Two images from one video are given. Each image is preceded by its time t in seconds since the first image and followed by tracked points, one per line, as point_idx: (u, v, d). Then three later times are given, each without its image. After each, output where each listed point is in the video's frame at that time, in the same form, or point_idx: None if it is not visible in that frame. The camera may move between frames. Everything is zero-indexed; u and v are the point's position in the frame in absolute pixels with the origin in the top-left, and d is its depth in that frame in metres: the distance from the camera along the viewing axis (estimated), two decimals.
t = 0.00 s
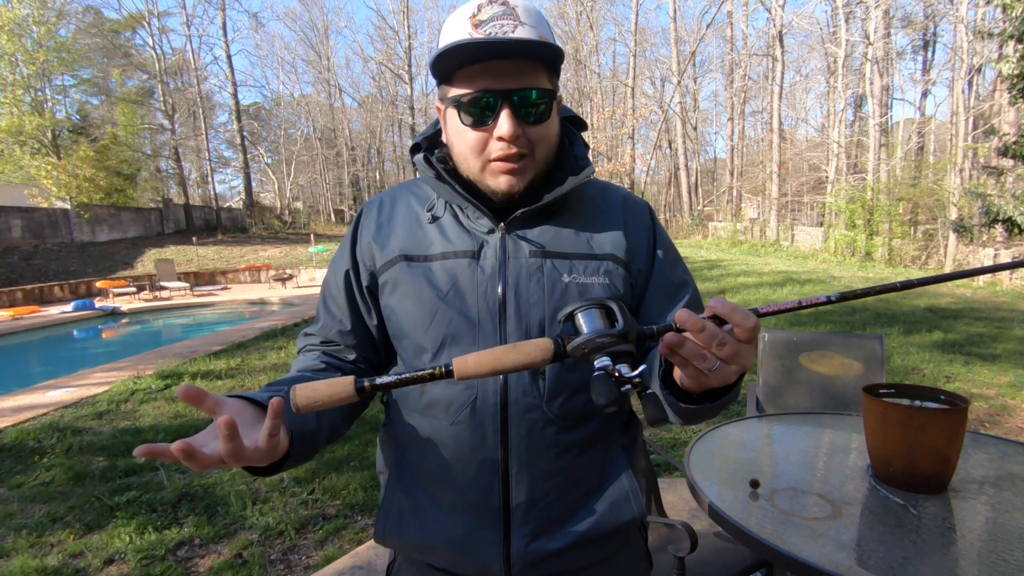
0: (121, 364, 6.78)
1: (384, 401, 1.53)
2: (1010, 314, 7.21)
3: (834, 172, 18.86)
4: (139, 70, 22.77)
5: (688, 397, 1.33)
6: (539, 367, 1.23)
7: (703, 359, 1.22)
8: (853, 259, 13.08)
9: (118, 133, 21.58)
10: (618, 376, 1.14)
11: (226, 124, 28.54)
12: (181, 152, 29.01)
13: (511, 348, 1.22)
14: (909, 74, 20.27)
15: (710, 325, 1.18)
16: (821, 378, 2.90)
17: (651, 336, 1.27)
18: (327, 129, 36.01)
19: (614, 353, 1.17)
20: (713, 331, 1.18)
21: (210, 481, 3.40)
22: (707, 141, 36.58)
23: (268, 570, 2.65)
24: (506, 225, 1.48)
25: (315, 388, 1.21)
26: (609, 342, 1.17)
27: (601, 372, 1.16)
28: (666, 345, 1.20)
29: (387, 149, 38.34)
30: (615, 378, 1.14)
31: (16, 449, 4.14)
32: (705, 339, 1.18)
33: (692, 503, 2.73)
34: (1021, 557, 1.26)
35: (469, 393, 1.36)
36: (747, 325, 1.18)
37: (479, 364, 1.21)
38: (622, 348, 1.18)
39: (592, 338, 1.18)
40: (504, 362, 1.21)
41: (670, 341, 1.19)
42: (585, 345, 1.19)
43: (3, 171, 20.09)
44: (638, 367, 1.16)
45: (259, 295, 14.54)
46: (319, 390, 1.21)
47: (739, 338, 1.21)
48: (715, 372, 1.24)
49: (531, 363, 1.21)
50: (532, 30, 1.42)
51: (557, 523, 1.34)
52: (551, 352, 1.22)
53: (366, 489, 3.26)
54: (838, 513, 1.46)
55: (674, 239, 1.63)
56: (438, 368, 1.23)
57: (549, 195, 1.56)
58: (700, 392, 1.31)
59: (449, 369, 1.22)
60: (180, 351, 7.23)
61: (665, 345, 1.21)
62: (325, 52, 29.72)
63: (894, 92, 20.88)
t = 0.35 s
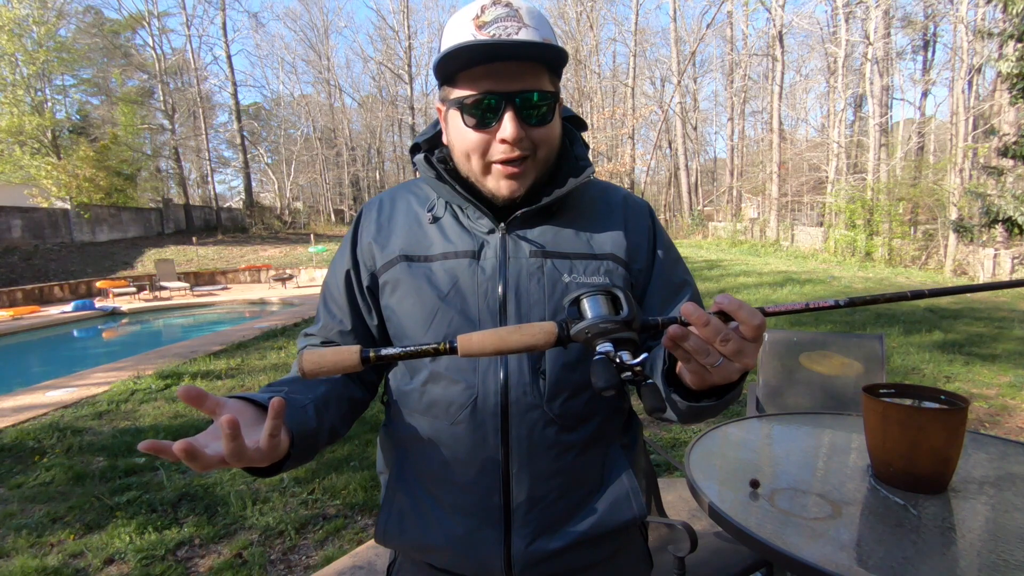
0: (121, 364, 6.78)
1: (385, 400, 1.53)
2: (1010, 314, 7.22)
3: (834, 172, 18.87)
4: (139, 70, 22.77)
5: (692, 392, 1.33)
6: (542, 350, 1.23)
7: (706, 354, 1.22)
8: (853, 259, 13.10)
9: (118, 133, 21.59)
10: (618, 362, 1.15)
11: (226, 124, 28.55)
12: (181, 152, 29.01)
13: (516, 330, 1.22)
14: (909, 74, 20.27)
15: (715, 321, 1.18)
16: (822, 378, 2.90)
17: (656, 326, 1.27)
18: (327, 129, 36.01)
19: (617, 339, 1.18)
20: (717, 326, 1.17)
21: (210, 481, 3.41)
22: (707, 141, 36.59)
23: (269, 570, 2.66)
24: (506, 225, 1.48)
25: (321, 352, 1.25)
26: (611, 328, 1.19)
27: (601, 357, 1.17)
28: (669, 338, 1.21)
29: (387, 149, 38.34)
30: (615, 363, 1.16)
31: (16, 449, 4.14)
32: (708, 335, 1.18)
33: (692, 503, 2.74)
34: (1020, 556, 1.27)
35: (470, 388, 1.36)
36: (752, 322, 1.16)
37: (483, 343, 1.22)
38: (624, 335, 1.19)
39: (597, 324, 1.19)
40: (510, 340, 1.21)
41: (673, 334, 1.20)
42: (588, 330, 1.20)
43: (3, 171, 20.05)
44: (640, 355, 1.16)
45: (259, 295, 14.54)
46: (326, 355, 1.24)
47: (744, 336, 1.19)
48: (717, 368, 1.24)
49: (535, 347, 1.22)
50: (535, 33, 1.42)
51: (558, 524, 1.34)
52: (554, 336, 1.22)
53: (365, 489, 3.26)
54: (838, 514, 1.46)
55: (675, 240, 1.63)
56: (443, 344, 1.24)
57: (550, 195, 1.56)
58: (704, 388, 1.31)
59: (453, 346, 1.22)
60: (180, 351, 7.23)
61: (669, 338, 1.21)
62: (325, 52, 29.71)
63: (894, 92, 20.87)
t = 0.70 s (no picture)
0: (121, 364, 6.78)
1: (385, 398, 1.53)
2: (1010, 314, 7.21)
3: (834, 172, 18.87)
4: (139, 70, 22.78)
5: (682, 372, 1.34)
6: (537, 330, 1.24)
7: (698, 336, 1.22)
8: (853, 259, 13.10)
9: (118, 133, 21.59)
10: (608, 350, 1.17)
11: (227, 124, 28.55)
12: (181, 152, 29.03)
13: (510, 312, 1.22)
14: (909, 74, 20.25)
15: (706, 305, 1.17)
16: (822, 378, 2.90)
17: (648, 307, 1.26)
18: (327, 129, 36.00)
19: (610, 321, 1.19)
20: (709, 309, 1.17)
21: (210, 481, 3.41)
22: (707, 141, 36.59)
23: (268, 569, 2.66)
24: (505, 225, 1.47)
25: (317, 331, 1.25)
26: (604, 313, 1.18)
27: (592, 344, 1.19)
28: (661, 322, 1.20)
29: (387, 149, 38.35)
30: (608, 348, 1.18)
31: (16, 449, 4.14)
32: (700, 320, 1.18)
33: (692, 503, 2.74)
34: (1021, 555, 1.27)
35: (469, 386, 1.36)
36: (745, 304, 1.16)
37: (477, 322, 1.22)
38: (618, 319, 1.20)
39: (591, 308, 1.18)
40: (502, 323, 1.22)
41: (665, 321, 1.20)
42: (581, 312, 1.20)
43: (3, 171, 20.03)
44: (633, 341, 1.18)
45: (260, 295, 14.55)
46: (323, 334, 1.23)
47: (736, 317, 1.20)
48: (708, 350, 1.24)
49: (530, 327, 1.22)
50: (519, 29, 1.41)
51: (557, 524, 1.33)
52: (549, 318, 1.23)
53: (366, 489, 3.26)
54: (838, 513, 1.46)
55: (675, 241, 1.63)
56: (439, 324, 1.23)
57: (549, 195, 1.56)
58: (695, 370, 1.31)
59: (448, 326, 1.22)
60: (180, 351, 7.23)
61: (660, 321, 1.21)
62: (325, 52, 29.72)
63: (894, 92, 20.87)
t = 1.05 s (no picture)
0: (121, 364, 6.77)
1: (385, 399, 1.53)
2: (1010, 314, 7.21)
3: (833, 172, 18.88)
4: (138, 70, 22.79)
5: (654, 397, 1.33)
6: (499, 373, 1.22)
7: (657, 350, 1.20)
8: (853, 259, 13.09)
9: (118, 133, 21.59)
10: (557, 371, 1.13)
11: (227, 124, 28.53)
12: (181, 152, 29.03)
13: (466, 359, 1.22)
14: (909, 74, 20.26)
15: (658, 313, 1.16)
16: (821, 378, 2.90)
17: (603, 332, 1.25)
18: (327, 129, 36.00)
19: (561, 347, 1.17)
20: (662, 317, 1.16)
21: (210, 481, 3.41)
22: (707, 141, 36.58)
23: (268, 570, 2.66)
24: (505, 226, 1.47)
25: (281, 422, 1.23)
26: (555, 341, 1.17)
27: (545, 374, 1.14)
28: (618, 341, 1.19)
29: (387, 149, 38.35)
30: (566, 367, 1.15)
31: (16, 449, 4.14)
32: (655, 329, 1.17)
33: (692, 503, 2.74)
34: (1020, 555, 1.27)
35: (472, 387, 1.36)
36: (694, 307, 1.20)
37: (438, 379, 1.21)
38: (570, 341, 1.19)
39: (542, 333, 1.18)
40: (463, 371, 1.21)
41: (617, 337, 1.19)
42: (533, 344, 1.19)
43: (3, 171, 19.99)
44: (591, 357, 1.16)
45: (260, 294, 14.54)
46: (286, 423, 1.22)
47: (690, 323, 1.21)
48: (670, 363, 1.21)
49: (489, 372, 1.21)
50: (522, 24, 1.41)
51: (559, 523, 1.33)
52: (507, 358, 1.22)
53: (366, 489, 3.26)
54: (838, 513, 1.46)
55: (674, 240, 1.63)
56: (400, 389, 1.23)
57: (550, 195, 1.57)
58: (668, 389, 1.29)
59: (412, 390, 1.22)
60: (180, 351, 7.23)
61: (618, 340, 1.19)
62: (325, 53, 29.73)
63: (894, 92, 20.87)
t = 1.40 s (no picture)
0: (121, 364, 6.77)
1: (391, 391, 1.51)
2: (1010, 314, 7.22)
3: (833, 172, 18.91)
4: (139, 70, 22.81)
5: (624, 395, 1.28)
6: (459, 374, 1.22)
7: (612, 343, 1.19)
8: (853, 259, 13.09)
9: (118, 133, 21.58)
10: (503, 351, 1.07)
11: (227, 124, 28.52)
12: (181, 152, 29.03)
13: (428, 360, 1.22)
14: (909, 75, 20.27)
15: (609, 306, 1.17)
16: (821, 378, 2.90)
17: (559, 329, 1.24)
18: (327, 129, 36.00)
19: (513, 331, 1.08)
20: (613, 310, 1.17)
21: (210, 481, 3.41)
22: (707, 141, 36.59)
23: (268, 570, 2.65)
24: (516, 225, 1.48)
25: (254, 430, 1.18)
26: (506, 325, 1.10)
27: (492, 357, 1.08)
28: (573, 334, 1.18)
29: (387, 149, 38.34)
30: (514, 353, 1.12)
31: (16, 449, 4.13)
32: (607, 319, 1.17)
33: (693, 503, 2.74)
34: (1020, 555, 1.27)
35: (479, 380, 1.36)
36: (642, 297, 1.18)
37: (400, 382, 1.22)
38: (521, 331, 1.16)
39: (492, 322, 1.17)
40: (423, 374, 1.22)
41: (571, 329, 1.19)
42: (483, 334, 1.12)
43: (3, 172, 19.93)
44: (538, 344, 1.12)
45: (259, 295, 14.55)
46: (259, 431, 1.18)
47: (644, 314, 1.20)
48: (626, 355, 1.19)
49: (449, 373, 1.21)
50: (535, 24, 1.41)
51: (560, 524, 1.33)
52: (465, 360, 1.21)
53: (365, 489, 3.26)
54: (838, 514, 1.46)
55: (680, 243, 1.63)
56: (367, 394, 1.23)
57: (560, 196, 1.57)
58: (634, 384, 1.24)
59: (377, 394, 1.21)
60: (180, 351, 7.23)
61: (573, 335, 1.19)
62: (325, 53, 29.74)
63: (894, 92, 20.86)
